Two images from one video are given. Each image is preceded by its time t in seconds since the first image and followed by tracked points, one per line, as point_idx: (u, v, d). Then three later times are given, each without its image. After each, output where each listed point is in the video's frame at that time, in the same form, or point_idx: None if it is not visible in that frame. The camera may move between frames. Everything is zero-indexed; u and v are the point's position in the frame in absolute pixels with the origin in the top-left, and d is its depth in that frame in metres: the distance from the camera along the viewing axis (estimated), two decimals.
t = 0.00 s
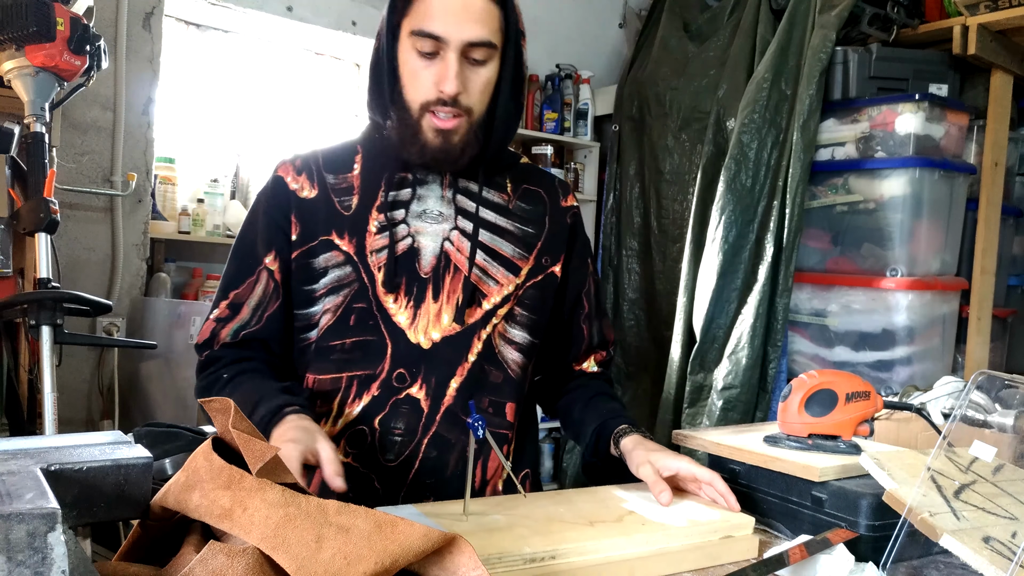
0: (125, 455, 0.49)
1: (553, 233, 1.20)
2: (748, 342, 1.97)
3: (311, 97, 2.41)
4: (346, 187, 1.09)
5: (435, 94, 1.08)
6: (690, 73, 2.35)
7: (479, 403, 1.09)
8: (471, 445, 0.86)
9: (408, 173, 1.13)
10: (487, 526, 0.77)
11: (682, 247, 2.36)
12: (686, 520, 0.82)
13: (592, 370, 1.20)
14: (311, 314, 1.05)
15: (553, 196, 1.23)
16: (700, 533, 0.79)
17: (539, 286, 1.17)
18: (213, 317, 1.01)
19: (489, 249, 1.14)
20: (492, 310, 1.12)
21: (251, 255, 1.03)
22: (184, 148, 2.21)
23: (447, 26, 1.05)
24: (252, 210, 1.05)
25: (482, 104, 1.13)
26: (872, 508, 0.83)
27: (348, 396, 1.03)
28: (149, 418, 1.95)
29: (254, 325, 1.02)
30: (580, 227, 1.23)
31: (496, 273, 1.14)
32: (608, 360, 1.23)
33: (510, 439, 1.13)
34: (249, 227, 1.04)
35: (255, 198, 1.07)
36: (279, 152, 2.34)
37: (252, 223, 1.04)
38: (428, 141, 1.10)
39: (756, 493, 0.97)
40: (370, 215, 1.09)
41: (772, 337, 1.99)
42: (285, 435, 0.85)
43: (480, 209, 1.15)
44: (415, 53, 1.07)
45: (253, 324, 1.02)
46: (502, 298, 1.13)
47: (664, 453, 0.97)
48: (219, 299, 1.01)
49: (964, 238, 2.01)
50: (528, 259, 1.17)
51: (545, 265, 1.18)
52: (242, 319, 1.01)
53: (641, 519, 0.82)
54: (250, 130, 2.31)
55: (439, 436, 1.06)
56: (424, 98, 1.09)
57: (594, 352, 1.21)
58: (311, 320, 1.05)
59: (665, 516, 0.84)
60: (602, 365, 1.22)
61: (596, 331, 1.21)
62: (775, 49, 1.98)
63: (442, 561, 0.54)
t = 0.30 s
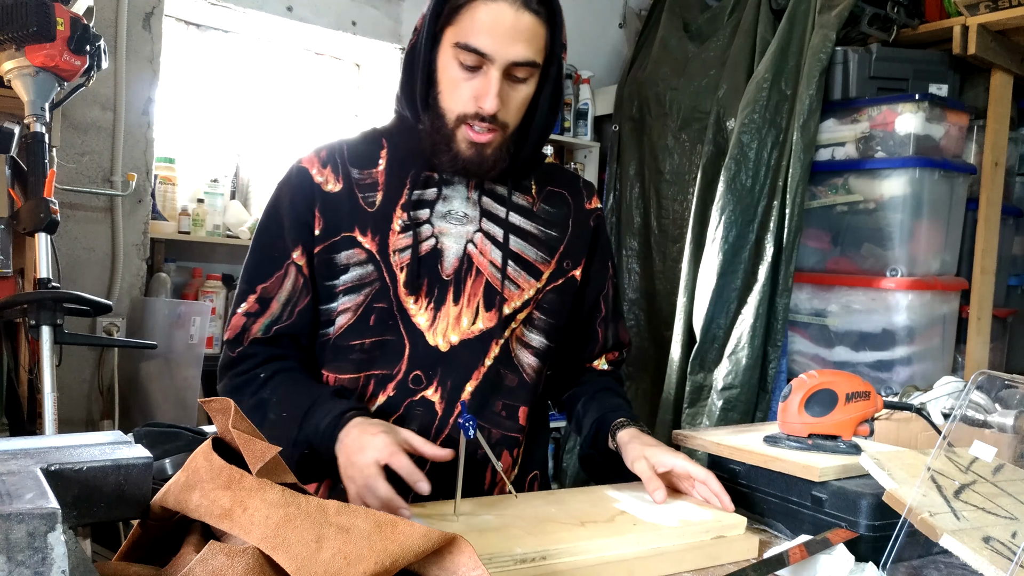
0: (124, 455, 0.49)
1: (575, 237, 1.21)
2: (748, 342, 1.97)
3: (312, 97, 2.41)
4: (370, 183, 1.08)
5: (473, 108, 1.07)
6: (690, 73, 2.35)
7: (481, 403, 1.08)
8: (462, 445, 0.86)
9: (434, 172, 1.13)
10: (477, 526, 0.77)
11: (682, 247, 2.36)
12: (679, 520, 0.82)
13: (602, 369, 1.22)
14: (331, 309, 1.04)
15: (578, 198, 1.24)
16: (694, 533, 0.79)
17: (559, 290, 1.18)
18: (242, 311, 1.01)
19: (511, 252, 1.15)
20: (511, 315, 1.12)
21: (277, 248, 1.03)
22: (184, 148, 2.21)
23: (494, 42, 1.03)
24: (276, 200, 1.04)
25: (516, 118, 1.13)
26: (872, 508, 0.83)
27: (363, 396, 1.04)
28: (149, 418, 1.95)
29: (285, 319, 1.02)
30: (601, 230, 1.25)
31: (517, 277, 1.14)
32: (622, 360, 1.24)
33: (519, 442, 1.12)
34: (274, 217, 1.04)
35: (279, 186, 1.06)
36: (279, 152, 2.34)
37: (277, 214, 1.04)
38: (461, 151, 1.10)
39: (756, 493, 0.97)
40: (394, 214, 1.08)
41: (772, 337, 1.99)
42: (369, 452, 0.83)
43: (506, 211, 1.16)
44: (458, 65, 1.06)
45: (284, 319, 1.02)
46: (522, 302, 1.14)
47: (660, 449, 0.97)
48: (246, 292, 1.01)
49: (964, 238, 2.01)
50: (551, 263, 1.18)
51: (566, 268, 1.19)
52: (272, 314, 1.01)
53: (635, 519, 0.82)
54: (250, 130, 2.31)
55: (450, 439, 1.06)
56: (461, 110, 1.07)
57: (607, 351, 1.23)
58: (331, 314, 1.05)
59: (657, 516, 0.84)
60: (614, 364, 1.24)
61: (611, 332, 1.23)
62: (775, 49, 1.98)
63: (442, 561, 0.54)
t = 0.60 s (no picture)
0: (125, 455, 0.49)
1: (577, 239, 1.22)
2: (748, 342, 1.97)
3: (312, 97, 2.41)
4: (374, 182, 1.08)
5: (480, 108, 1.07)
6: (690, 73, 2.35)
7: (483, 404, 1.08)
8: (462, 445, 0.86)
9: (437, 171, 1.13)
10: (476, 526, 0.77)
11: (682, 246, 2.36)
12: (678, 520, 0.82)
13: (592, 369, 1.23)
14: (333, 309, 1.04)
15: (580, 200, 1.25)
16: (693, 533, 0.79)
17: (561, 290, 1.19)
18: (253, 308, 0.99)
19: (515, 252, 1.15)
20: (515, 314, 1.13)
21: (283, 245, 1.01)
22: (184, 148, 2.21)
23: (503, 42, 1.03)
24: (281, 195, 1.03)
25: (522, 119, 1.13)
26: (872, 508, 0.83)
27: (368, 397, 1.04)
28: (149, 418, 1.96)
29: (297, 316, 1.01)
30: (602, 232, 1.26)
31: (521, 276, 1.14)
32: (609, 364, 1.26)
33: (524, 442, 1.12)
34: (279, 211, 1.02)
35: (284, 182, 1.05)
36: (279, 152, 2.34)
37: (282, 209, 1.03)
38: (468, 151, 1.10)
39: (756, 493, 0.97)
40: (398, 214, 1.08)
41: (772, 337, 1.99)
42: (394, 461, 0.81)
43: (510, 212, 1.16)
44: (466, 66, 1.06)
45: (296, 315, 1.01)
46: (525, 302, 1.14)
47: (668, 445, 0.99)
48: (255, 289, 0.99)
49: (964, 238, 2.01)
50: (553, 263, 1.18)
51: (568, 269, 1.20)
52: (283, 311, 1.00)
53: (635, 519, 0.82)
54: (250, 130, 2.31)
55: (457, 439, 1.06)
56: (468, 111, 1.07)
57: (596, 354, 1.25)
58: (335, 313, 1.04)
59: (656, 516, 0.84)
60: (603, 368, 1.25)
61: (604, 334, 1.24)
62: (775, 49, 1.98)
63: (442, 561, 0.54)
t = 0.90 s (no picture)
0: (125, 455, 0.49)
1: (569, 236, 1.22)
2: (748, 342, 1.97)
3: (311, 97, 2.41)
4: (367, 184, 1.09)
5: (471, 107, 1.07)
6: (690, 73, 2.35)
7: (486, 404, 1.08)
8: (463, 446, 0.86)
9: (431, 172, 1.13)
10: (475, 526, 0.77)
11: (682, 247, 2.36)
12: (678, 520, 0.82)
13: (589, 372, 1.22)
14: (332, 313, 1.04)
15: (570, 197, 1.24)
16: (694, 533, 0.79)
17: (556, 287, 1.19)
18: (250, 314, 0.99)
19: (509, 250, 1.15)
20: (513, 312, 1.13)
21: (279, 251, 1.02)
22: (184, 148, 2.21)
23: (491, 41, 1.03)
24: (275, 200, 1.03)
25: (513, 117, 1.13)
26: (872, 507, 0.83)
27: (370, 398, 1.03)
28: (149, 418, 1.96)
29: (294, 321, 1.02)
30: (594, 228, 1.26)
31: (517, 275, 1.14)
32: (606, 363, 1.24)
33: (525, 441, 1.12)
34: (273, 216, 1.02)
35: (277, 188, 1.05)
36: (279, 152, 2.34)
37: (276, 215, 1.03)
38: (459, 151, 1.10)
39: (756, 493, 0.97)
40: (392, 215, 1.08)
41: (772, 337, 1.99)
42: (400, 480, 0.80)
43: (503, 210, 1.16)
44: (456, 66, 1.06)
45: (294, 320, 1.02)
46: (522, 299, 1.14)
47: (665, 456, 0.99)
48: (252, 295, 1.00)
49: (964, 238, 2.01)
50: (547, 260, 1.18)
51: (561, 266, 1.20)
52: (280, 316, 1.01)
53: (635, 519, 0.82)
54: (250, 130, 2.31)
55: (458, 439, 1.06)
56: (459, 111, 1.08)
57: (592, 353, 1.24)
58: (334, 317, 1.04)
59: (657, 516, 0.84)
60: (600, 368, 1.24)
61: (598, 330, 1.23)
62: (775, 49, 1.98)
63: (442, 561, 0.54)
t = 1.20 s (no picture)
0: (124, 455, 0.49)
1: (568, 237, 1.22)
2: (748, 342, 1.97)
3: (311, 97, 2.41)
4: (367, 184, 1.09)
5: (466, 84, 1.08)
6: (690, 73, 2.35)
7: (487, 405, 1.08)
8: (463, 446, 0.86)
9: (432, 171, 1.13)
10: (475, 526, 0.77)
11: (682, 247, 2.36)
12: (678, 520, 0.82)
13: (589, 374, 1.22)
14: (332, 313, 1.04)
15: (569, 198, 1.24)
16: (694, 533, 0.79)
17: (555, 288, 1.19)
18: (248, 313, 0.99)
19: (509, 251, 1.15)
20: (513, 313, 1.13)
21: (279, 250, 1.02)
22: (184, 149, 2.21)
23: (487, 16, 1.06)
24: (275, 199, 1.03)
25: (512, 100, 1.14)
26: (872, 508, 0.83)
27: (370, 399, 1.03)
28: (149, 418, 1.96)
29: (292, 322, 1.02)
30: (593, 229, 1.26)
31: (517, 276, 1.15)
32: (604, 364, 1.25)
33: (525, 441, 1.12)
34: (274, 215, 1.02)
35: (276, 187, 1.05)
36: (279, 152, 2.34)
37: (276, 214, 1.03)
38: (455, 132, 1.10)
39: (756, 493, 0.97)
40: (392, 215, 1.08)
41: (772, 337, 1.99)
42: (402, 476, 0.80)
43: (503, 211, 1.16)
44: (450, 43, 1.07)
45: (292, 321, 1.02)
46: (522, 300, 1.14)
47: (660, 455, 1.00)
48: (251, 295, 1.00)
49: (964, 238, 2.01)
50: (546, 261, 1.18)
51: (560, 267, 1.20)
52: (278, 316, 1.00)
53: (635, 519, 0.82)
54: (250, 130, 2.31)
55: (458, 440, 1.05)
56: (454, 88, 1.09)
57: (592, 355, 1.24)
58: (333, 317, 1.04)
59: (657, 516, 0.84)
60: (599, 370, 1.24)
61: (596, 332, 1.23)
62: (775, 50, 1.98)
63: (442, 560, 0.54)
